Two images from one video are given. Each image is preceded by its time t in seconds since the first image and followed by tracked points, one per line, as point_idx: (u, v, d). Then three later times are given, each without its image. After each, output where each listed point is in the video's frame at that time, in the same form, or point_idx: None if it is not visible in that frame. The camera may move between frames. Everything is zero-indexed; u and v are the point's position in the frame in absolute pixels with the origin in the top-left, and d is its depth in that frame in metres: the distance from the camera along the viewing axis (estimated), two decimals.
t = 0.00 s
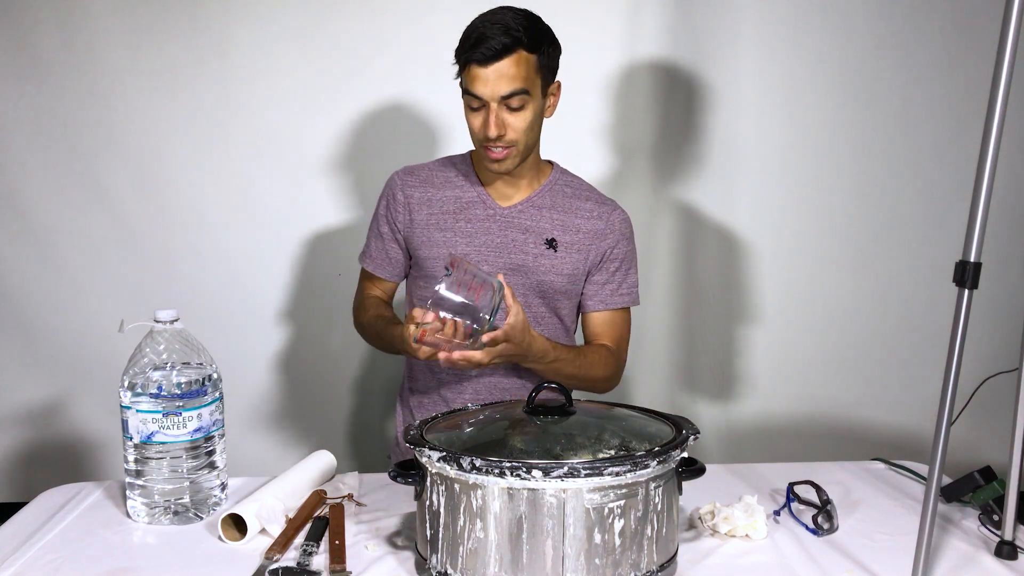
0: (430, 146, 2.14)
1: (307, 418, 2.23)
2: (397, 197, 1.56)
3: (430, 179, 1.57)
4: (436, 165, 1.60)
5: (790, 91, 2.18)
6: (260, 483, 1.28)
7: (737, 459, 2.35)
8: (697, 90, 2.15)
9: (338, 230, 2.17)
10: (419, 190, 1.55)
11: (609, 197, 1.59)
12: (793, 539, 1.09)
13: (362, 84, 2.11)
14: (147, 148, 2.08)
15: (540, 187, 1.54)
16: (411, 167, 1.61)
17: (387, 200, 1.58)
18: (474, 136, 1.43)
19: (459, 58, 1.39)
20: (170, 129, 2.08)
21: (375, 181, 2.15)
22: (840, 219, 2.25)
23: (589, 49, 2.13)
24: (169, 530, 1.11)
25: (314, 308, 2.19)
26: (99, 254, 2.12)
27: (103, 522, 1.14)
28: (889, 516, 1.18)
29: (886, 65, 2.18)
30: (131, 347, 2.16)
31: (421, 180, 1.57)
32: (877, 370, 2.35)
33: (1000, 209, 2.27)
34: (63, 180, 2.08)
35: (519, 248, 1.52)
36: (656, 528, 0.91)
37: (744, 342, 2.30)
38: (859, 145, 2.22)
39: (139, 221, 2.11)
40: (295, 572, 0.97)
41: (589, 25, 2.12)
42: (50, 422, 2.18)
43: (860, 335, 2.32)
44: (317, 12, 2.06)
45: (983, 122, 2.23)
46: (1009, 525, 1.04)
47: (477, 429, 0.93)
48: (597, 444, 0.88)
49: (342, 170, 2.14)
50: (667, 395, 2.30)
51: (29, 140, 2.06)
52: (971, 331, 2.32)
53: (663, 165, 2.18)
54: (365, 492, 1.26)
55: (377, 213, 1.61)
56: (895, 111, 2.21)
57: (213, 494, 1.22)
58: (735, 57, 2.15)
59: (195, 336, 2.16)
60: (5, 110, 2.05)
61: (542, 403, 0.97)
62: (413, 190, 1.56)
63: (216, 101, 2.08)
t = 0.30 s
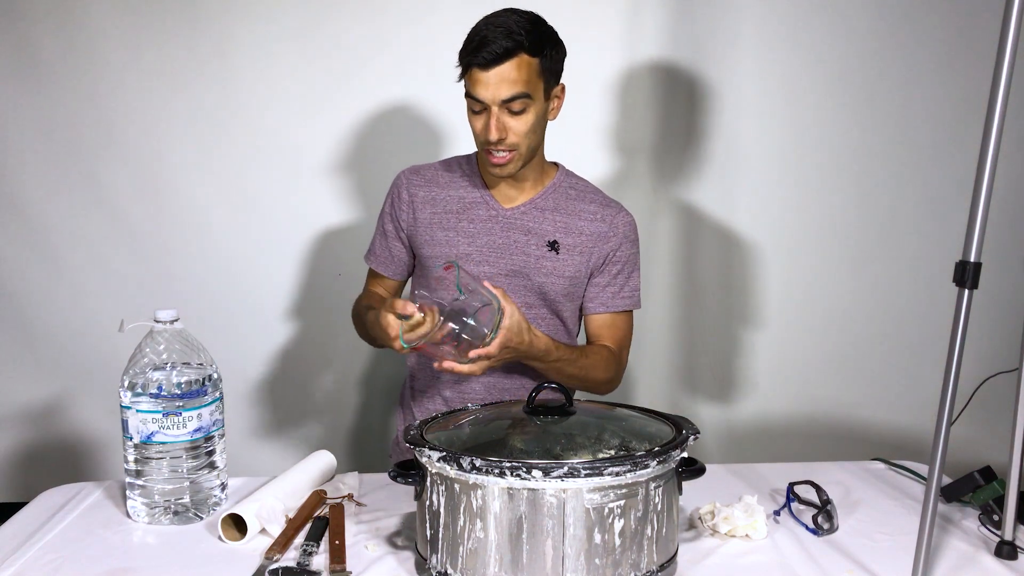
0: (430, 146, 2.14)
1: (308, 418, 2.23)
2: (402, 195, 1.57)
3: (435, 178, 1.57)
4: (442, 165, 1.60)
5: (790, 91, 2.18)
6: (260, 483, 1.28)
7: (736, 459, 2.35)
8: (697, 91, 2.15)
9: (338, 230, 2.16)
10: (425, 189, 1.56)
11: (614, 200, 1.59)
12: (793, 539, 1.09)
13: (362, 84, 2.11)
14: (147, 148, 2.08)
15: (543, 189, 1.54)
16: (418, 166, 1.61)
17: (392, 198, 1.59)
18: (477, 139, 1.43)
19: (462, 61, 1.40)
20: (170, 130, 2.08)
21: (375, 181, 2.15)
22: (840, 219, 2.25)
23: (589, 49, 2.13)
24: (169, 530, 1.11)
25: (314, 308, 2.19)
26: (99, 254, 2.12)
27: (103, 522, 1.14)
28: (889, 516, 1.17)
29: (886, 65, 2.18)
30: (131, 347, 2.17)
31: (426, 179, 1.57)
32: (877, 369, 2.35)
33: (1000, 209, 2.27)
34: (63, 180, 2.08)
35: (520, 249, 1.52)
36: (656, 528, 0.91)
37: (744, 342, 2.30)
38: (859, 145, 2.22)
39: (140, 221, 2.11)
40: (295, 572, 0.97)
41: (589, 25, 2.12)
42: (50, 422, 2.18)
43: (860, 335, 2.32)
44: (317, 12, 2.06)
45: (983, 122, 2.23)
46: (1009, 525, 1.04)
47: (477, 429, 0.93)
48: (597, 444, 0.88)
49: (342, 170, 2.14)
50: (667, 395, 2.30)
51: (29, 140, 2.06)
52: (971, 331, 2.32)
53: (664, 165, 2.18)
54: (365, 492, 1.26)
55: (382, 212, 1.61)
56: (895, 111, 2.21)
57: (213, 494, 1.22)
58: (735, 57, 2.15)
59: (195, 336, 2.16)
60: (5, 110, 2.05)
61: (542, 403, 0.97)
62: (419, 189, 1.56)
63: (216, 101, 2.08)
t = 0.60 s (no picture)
0: (429, 146, 2.14)
1: (308, 418, 2.23)
2: (404, 194, 1.57)
3: (437, 177, 1.57)
4: (444, 164, 1.60)
5: (790, 91, 2.18)
6: (260, 483, 1.28)
7: (736, 459, 2.35)
8: (697, 91, 2.15)
9: (338, 230, 2.16)
10: (426, 188, 1.56)
11: (614, 200, 1.59)
12: (793, 539, 1.09)
13: (362, 85, 2.11)
14: (148, 148, 2.08)
15: (545, 189, 1.54)
16: (420, 165, 1.61)
17: (394, 197, 1.58)
18: (486, 133, 1.42)
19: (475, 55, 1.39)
20: (170, 130, 2.08)
21: (375, 181, 2.16)
22: (840, 219, 2.25)
23: (589, 49, 2.13)
24: (169, 530, 1.11)
25: (314, 308, 2.19)
26: (99, 254, 2.12)
27: (103, 523, 1.14)
28: (889, 516, 1.17)
29: (886, 65, 2.18)
30: (132, 347, 2.17)
31: (428, 178, 1.57)
32: (877, 369, 2.35)
33: (1000, 209, 2.27)
34: (63, 180, 2.08)
35: (522, 249, 1.52)
36: (656, 528, 0.91)
37: (744, 342, 2.30)
38: (859, 145, 2.22)
39: (140, 221, 2.11)
40: (295, 572, 0.97)
41: (589, 25, 2.12)
42: (50, 422, 2.18)
43: (860, 335, 2.32)
44: (317, 12, 2.06)
45: (983, 122, 2.23)
46: (1009, 525, 1.04)
47: (477, 429, 0.93)
48: (597, 443, 0.88)
49: (342, 170, 2.14)
50: (667, 395, 2.30)
51: (29, 141, 2.06)
52: (972, 331, 2.32)
53: (664, 165, 2.18)
54: (365, 492, 1.26)
55: (383, 210, 1.61)
56: (894, 112, 2.21)
57: (213, 494, 1.22)
58: (735, 57, 2.15)
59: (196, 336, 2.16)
60: (5, 110, 2.05)
61: (542, 403, 0.97)
62: (420, 188, 1.56)
63: (216, 101, 2.08)
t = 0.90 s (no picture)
0: (429, 146, 2.14)
1: (308, 418, 2.23)
2: (402, 195, 1.56)
3: (435, 178, 1.57)
4: (441, 165, 1.60)
5: (790, 92, 2.18)
6: (260, 483, 1.28)
7: (736, 459, 2.35)
8: (697, 91, 2.15)
9: (338, 230, 2.16)
10: (424, 189, 1.56)
11: (613, 200, 1.59)
12: (793, 539, 1.09)
13: (362, 85, 2.11)
14: (148, 148, 2.08)
15: (543, 189, 1.54)
16: (417, 166, 1.61)
17: (393, 199, 1.58)
18: (491, 122, 1.41)
19: (483, 43, 1.40)
20: (170, 129, 2.08)
21: (374, 181, 2.16)
22: (840, 219, 2.25)
23: (589, 48, 2.13)
24: (169, 530, 1.11)
25: (314, 308, 2.19)
26: (99, 254, 2.12)
27: (103, 522, 1.14)
28: (889, 516, 1.17)
29: (886, 65, 2.19)
30: (132, 347, 2.17)
31: (426, 179, 1.57)
32: (876, 369, 2.35)
33: (1000, 209, 2.27)
34: (63, 180, 2.08)
35: (520, 250, 1.52)
36: (656, 528, 0.91)
37: (744, 342, 2.30)
38: (858, 145, 2.22)
39: (140, 221, 2.11)
40: (295, 572, 0.97)
41: (589, 25, 2.12)
42: (50, 422, 2.18)
43: (860, 335, 2.32)
44: (316, 12, 2.06)
45: (983, 122, 2.23)
46: (1009, 525, 1.04)
47: (477, 429, 0.93)
48: (597, 444, 0.88)
49: (342, 170, 2.14)
50: (668, 395, 2.30)
51: (29, 140, 2.06)
52: (971, 331, 2.32)
53: (664, 165, 2.18)
54: (365, 492, 1.26)
55: (381, 212, 1.61)
56: (894, 112, 2.21)
57: (213, 494, 1.22)
58: (735, 57, 2.15)
59: (196, 336, 2.16)
60: (5, 110, 2.05)
61: (542, 403, 0.97)
62: (418, 189, 1.56)
63: (216, 101, 2.08)
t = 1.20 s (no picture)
0: (429, 146, 2.14)
1: (308, 418, 2.23)
2: (399, 197, 1.56)
3: (432, 179, 1.57)
4: (439, 166, 1.60)
5: (790, 92, 2.18)
6: (260, 482, 1.28)
7: (736, 459, 2.35)
8: (697, 91, 2.15)
9: (338, 230, 2.17)
10: (422, 191, 1.56)
11: (611, 199, 1.59)
12: (793, 539, 1.09)
13: (362, 85, 2.11)
14: (148, 148, 2.08)
15: (541, 189, 1.54)
16: (414, 167, 1.61)
17: (390, 200, 1.58)
18: (489, 123, 1.41)
19: (481, 44, 1.40)
20: (170, 129, 2.08)
21: (374, 181, 2.16)
22: (840, 219, 2.25)
23: (589, 48, 2.13)
24: (169, 530, 1.11)
25: (314, 308, 2.19)
26: (99, 254, 2.12)
27: (103, 523, 1.14)
28: (889, 516, 1.17)
29: (886, 65, 2.19)
30: (132, 347, 2.17)
31: (424, 180, 1.57)
32: (876, 369, 2.35)
33: (1000, 209, 2.27)
34: (63, 180, 2.08)
35: (519, 250, 1.52)
36: (656, 528, 0.91)
37: (744, 342, 2.30)
38: (858, 145, 2.22)
39: (140, 221, 2.11)
40: (294, 572, 0.97)
41: (589, 25, 2.12)
42: (50, 422, 2.18)
43: (860, 335, 2.32)
44: (316, 12, 2.06)
45: (984, 122, 2.23)
46: (1009, 525, 1.04)
47: (477, 429, 0.93)
48: (597, 443, 0.88)
49: (341, 170, 2.14)
50: (668, 395, 2.30)
51: (29, 140, 2.06)
52: (971, 331, 2.32)
53: (664, 165, 2.18)
54: (365, 492, 1.26)
55: (378, 213, 1.61)
56: (894, 112, 2.21)
57: (213, 494, 1.22)
58: (735, 57, 2.15)
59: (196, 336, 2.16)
60: (4, 110, 2.05)
61: (542, 403, 0.97)
62: (416, 191, 1.56)
63: (215, 101, 2.08)
